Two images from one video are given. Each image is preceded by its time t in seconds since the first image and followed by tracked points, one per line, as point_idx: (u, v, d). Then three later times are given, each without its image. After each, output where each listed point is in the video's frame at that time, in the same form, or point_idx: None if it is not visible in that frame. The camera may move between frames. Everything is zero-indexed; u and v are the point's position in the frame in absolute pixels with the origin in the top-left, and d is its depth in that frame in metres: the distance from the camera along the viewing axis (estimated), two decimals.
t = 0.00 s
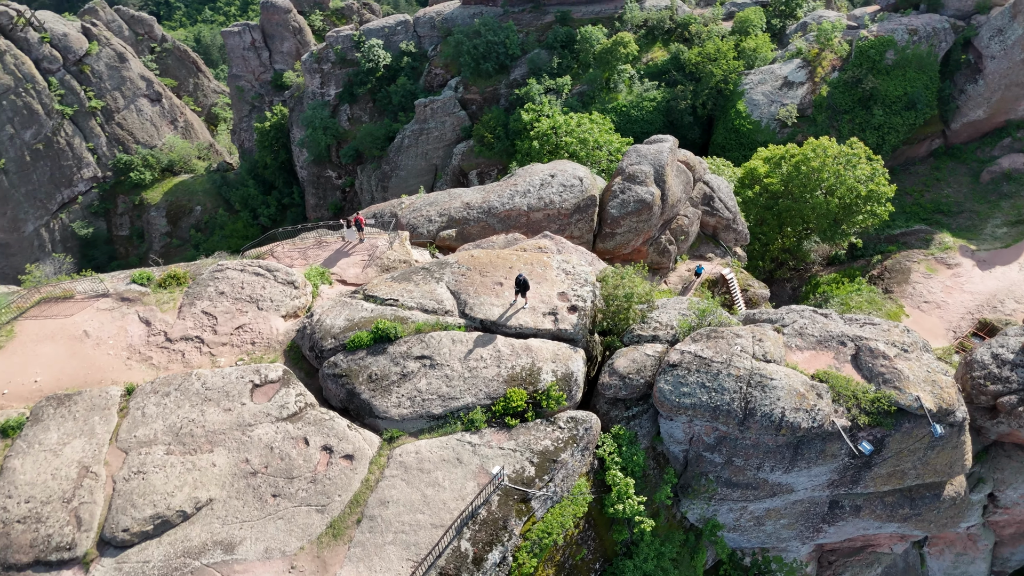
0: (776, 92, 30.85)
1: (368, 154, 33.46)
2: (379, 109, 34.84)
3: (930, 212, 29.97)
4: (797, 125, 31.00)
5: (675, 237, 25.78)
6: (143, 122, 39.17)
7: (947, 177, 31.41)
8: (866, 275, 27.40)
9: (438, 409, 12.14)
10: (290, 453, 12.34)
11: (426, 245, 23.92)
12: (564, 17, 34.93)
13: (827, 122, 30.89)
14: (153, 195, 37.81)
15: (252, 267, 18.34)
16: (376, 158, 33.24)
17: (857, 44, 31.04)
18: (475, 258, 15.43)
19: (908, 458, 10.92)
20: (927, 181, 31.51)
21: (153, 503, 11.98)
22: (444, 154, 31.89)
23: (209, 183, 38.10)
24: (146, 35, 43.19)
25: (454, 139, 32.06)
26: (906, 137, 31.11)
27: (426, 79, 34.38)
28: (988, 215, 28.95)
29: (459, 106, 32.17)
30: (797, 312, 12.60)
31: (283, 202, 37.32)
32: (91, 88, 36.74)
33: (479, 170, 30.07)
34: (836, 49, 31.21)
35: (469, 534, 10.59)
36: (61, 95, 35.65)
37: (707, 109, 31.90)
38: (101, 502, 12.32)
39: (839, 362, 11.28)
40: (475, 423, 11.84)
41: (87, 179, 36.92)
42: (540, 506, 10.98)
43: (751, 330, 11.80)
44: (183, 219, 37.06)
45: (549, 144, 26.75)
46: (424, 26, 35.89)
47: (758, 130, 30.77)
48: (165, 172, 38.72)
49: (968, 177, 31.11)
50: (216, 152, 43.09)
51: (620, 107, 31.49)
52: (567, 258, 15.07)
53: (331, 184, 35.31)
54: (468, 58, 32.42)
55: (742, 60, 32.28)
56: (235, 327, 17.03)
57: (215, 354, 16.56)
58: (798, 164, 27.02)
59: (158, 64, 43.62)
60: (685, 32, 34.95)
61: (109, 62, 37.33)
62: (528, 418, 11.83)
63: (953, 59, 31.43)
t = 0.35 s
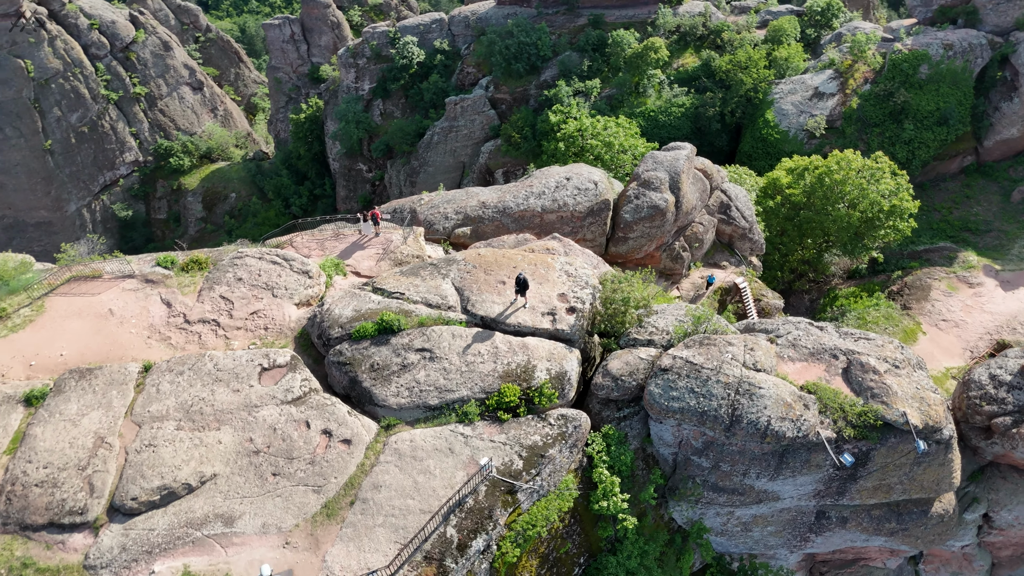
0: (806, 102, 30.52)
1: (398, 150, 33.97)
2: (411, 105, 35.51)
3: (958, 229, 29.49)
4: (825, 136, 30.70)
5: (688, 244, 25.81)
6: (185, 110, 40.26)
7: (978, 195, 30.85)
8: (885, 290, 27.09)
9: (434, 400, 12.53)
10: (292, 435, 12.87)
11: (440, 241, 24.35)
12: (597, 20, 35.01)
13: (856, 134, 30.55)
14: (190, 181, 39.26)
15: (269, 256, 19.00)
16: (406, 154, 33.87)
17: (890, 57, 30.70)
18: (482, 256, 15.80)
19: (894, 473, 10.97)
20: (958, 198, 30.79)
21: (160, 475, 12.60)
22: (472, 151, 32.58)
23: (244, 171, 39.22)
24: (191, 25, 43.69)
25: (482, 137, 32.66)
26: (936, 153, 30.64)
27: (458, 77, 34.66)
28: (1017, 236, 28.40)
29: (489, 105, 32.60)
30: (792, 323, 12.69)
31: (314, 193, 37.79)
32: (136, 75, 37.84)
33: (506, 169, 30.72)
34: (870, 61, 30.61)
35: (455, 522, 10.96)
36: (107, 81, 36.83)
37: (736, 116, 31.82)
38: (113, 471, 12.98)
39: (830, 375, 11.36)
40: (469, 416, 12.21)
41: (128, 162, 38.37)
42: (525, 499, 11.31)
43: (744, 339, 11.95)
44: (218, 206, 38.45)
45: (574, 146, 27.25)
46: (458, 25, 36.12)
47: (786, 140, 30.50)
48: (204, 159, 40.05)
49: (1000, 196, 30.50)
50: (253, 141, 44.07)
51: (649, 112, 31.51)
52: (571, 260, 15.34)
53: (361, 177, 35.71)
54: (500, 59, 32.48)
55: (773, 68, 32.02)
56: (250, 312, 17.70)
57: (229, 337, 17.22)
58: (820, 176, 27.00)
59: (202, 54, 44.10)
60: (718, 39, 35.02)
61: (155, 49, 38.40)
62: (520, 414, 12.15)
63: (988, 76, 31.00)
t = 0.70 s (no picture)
0: (836, 115, 30.20)
1: (428, 147, 34.40)
2: (442, 104, 36.09)
3: (986, 249, 29.28)
4: (853, 150, 30.24)
5: (702, 253, 25.79)
6: (225, 100, 41.34)
7: (1009, 216, 30.55)
8: (905, 307, 26.71)
9: (432, 392, 12.89)
10: (295, 418, 13.39)
11: (454, 239, 24.74)
12: (630, 26, 34.87)
13: (885, 150, 30.01)
14: (227, 170, 40.43)
15: (287, 246, 19.73)
16: (435, 151, 34.19)
17: (924, 72, 30.23)
18: (489, 255, 16.13)
19: (881, 487, 11.01)
20: (987, 219, 30.59)
21: (170, 449, 13.17)
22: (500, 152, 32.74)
23: (279, 162, 40.38)
24: (235, 18, 43.96)
25: (511, 138, 32.77)
26: (966, 171, 30.19)
27: (489, 78, 35.25)
28: None
29: (519, 106, 32.84)
30: (789, 335, 12.79)
31: (345, 186, 38.96)
32: (180, 66, 38.68)
33: (532, 170, 30.82)
34: (903, 76, 30.18)
35: (444, 509, 11.31)
36: (152, 70, 37.82)
37: (765, 127, 31.44)
38: (127, 443, 13.66)
39: (821, 387, 11.43)
40: (465, 408, 12.55)
41: (168, 149, 39.59)
42: (514, 492, 11.59)
43: (738, 347, 12.10)
44: (253, 195, 39.47)
45: (600, 151, 27.39)
46: (492, 27, 36.49)
47: (814, 153, 30.17)
48: (241, 149, 41.31)
49: None
50: (290, 133, 45.08)
51: (677, 119, 31.63)
52: (575, 263, 15.59)
53: (391, 173, 36.92)
54: (531, 61, 33.05)
55: (805, 80, 31.71)
56: (265, 299, 18.33)
57: (244, 322, 17.83)
58: (843, 191, 26.74)
59: (244, 47, 44.82)
60: (750, 49, 34.45)
61: (199, 41, 39.20)
62: (514, 409, 12.46)
63: None
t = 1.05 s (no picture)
0: (873, 133, 29.96)
1: (464, 147, 34.84)
2: (480, 105, 36.66)
3: (1019, 277, 28.93)
4: (888, 169, 29.92)
5: (719, 265, 25.70)
6: (271, 93, 42.51)
7: None
8: (928, 331, 26.30)
9: (433, 384, 13.31)
10: (302, 401, 13.98)
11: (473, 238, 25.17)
12: (668, 36, 34.55)
13: (921, 170, 29.66)
14: (269, 160, 41.34)
15: (310, 237, 20.44)
16: (470, 152, 34.76)
17: (964, 94, 29.78)
18: (500, 256, 16.50)
19: (868, 504, 11.09)
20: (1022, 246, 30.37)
21: (183, 422, 13.87)
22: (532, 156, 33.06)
23: (320, 155, 41.15)
24: (286, 13, 45.50)
25: (545, 142, 33.05)
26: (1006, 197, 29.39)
27: (527, 82, 35.39)
28: None
29: (553, 111, 32.96)
30: (788, 349, 12.90)
31: (382, 182, 39.66)
32: (230, 58, 39.92)
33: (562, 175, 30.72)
34: (943, 96, 29.79)
35: (435, 496, 11.73)
36: (204, 61, 38.99)
37: (800, 142, 31.49)
38: (144, 414, 14.43)
39: (813, 402, 11.54)
40: (462, 401, 12.94)
41: (215, 138, 40.84)
42: (504, 485, 11.94)
43: (733, 358, 12.26)
44: (293, 186, 40.25)
45: (630, 159, 27.61)
46: (533, 32, 37.14)
47: (847, 170, 29.90)
48: (284, 141, 42.31)
49: None
50: (331, 128, 46.24)
51: (710, 131, 31.49)
52: (583, 267, 15.86)
53: (426, 171, 37.52)
54: (568, 66, 32.89)
55: (843, 97, 31.65)
56: (285, 287, 19.05)
57: (264, 307, 18.57)
58: (871, 210, 26.42)
59: (293, 41, 46.40)
60: (790, 64, 34.08)
61: (249, 35, 40.38)
62: (510, 405, 12.81)
63: None
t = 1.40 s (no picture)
0: (908, 153, 29.48)
1: (498, 150, 35.26)
2: (515, 109, 37.06)
3: None
4: (921, 190, 29.52)
5: (737, 277, 25.43)
6: (316, 89, 43.62)
7: None
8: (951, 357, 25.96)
9: (436, 377, 13.72)
10: (311, 386, 14.55)
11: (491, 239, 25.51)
12: (707, 47, 34.12)
13: (955, 193, 29.13)
14: (309, 155, 42.88)
15: (332, 230, 21.10)
16: (503, 154, 35.21)
17: (1004, 118, 28.73)
18: (511, 257, 16.85)
19: (856, 520, 11.19)
20: None
21: (198, 400, 14.55)
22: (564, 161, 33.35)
23: (359, 152, 42.40)
24: (334, 11, 46.65)
25: (577, 148, 33.27)
26: None
27: (563, 88, 35.56)
28: None
29: (587, 118, 33.02)
30: (786, 363, 12.97)
31: (417, 181, 40.29)
32: (277, 53, 40.95)
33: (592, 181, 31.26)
34: (983, 120, 29.04)
35: (430, 484, 12.12)
36: (252, 56, 40.03)
37: (834, 160, 31.15)
38: (163, 389, 15.15)
39: (806, 417, 11.63)
40: (462, 395, 13.33)
41: (259, 131, 42.18)
42: (496, 478, 12.28)
43: (729, 368, 12.40)
44: (331, 180, 41.71)
45: (660, 170, 27.75)
46: (572, 38, 37.04)
47: (880, 189, 29.51)
48: (325, 136, 43.83)
49: None
50: (372, 125, 47.47)
51: (743, 144, 31.43)
52: (591, 272, 16.11)
53: (460, 171, 37.68)
54: (604, 74, 32.89)
55: (880, 116, 31.24)
56: (304, 276, 19.73)
57: (284, 295, 19.25)
58: (900, 230, 25.89)
59: (340, 39, 47.57)
60: (828, 79, 33.74)
61: (297, 32, 41.37)
62: (508, 401, 13.16)
63: None
